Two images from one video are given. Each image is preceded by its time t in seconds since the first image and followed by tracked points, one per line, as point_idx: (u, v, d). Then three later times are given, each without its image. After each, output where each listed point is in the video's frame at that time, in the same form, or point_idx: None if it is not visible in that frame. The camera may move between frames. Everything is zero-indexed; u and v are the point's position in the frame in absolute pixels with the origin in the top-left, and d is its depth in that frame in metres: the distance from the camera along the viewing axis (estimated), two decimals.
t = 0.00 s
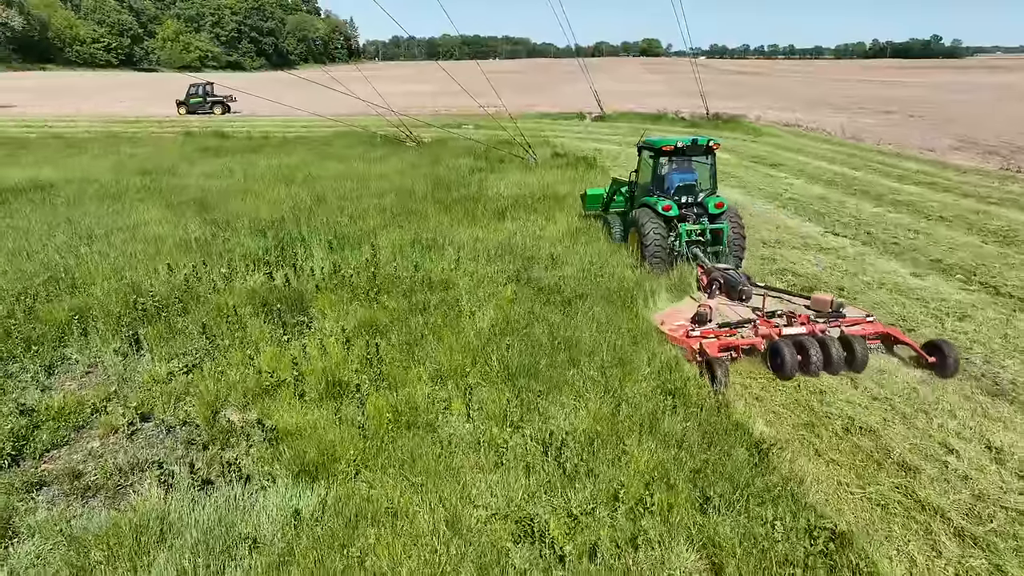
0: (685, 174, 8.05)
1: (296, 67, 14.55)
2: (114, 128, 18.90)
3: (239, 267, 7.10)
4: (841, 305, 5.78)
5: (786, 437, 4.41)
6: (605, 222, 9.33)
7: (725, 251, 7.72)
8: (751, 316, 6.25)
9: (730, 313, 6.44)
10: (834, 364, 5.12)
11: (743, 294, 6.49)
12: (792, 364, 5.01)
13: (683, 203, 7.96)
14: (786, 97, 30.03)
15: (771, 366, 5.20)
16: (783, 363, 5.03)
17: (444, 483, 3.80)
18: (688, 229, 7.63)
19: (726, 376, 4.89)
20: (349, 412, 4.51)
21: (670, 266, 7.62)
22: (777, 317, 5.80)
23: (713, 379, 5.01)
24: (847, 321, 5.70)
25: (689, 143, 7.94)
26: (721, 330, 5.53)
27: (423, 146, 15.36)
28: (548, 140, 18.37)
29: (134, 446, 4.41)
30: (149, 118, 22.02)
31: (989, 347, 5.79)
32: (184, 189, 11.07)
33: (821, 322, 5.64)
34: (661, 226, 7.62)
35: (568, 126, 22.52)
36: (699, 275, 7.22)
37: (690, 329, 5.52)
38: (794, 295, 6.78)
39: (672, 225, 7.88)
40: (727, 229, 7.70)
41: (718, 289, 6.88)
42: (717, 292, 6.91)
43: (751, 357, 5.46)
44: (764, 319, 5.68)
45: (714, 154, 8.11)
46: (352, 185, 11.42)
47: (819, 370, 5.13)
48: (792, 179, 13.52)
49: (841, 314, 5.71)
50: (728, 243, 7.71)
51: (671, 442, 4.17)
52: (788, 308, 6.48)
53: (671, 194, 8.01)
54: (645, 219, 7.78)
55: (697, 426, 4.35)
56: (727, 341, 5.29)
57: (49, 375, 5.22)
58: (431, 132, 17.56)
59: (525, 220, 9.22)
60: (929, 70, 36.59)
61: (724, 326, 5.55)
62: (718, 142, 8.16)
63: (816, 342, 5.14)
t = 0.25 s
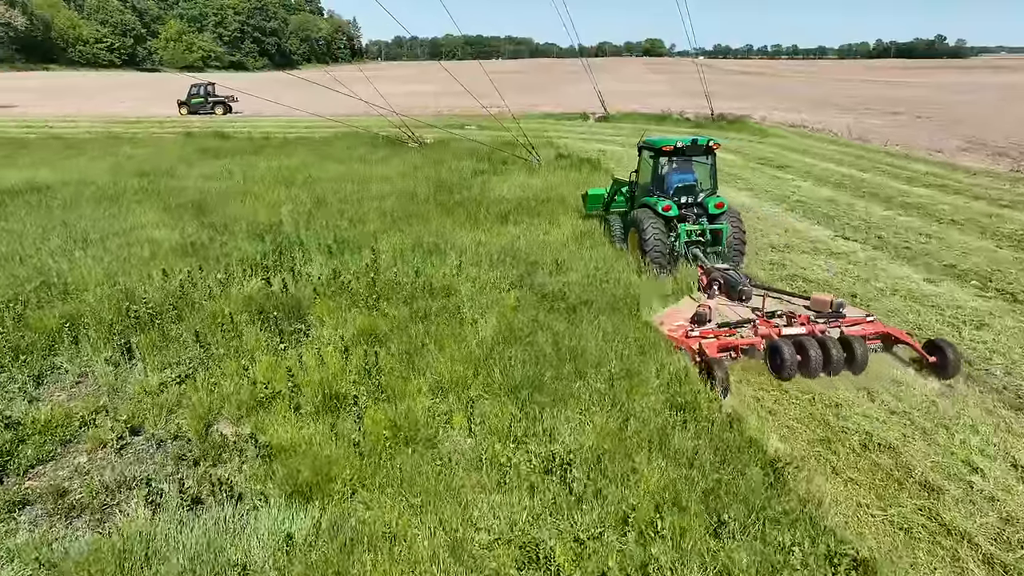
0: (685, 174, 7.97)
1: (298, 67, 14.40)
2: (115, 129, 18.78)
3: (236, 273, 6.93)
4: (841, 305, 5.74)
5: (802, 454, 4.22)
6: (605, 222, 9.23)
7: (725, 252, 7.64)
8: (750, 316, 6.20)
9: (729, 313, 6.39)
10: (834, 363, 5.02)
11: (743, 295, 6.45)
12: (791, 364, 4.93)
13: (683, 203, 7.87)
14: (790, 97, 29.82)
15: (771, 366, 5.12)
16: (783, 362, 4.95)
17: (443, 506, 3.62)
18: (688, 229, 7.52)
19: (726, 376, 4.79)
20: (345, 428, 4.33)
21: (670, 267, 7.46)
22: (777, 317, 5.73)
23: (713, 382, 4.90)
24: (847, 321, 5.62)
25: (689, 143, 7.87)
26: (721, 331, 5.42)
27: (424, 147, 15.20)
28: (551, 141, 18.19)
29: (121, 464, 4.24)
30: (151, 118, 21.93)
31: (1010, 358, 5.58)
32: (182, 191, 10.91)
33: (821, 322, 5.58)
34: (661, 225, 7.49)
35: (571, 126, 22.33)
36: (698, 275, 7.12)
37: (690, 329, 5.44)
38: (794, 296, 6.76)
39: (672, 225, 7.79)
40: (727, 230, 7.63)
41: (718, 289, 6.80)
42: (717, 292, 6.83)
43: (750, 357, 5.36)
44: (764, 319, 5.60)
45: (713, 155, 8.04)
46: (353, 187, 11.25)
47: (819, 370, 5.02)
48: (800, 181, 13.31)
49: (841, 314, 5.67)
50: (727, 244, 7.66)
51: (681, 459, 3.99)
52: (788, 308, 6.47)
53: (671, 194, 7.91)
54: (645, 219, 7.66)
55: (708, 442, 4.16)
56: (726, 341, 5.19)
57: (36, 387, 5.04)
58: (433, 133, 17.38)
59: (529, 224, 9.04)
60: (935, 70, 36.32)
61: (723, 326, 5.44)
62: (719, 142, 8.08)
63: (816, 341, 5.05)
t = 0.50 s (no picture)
0: (690, 174, 7.73)
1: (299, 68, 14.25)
2: (115, 129, 18.64)
3: (232, 278, 6.78)
4: (844, 306, 5.60)
5: (817, 472, 4.05)
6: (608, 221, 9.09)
7: (729, 254, 7.54)
8: (752, 316, 6.06)
9: (730, 313, 6.26)
10: (835, 366, 5.00)
11: (745, 295, 6.32)
12: (792, 365, 4.93)
13: (688, 205, 7.68)
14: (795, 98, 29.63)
15: (770, 366, 5.14)
16: (783, 363, 4.95)
17: (443, 529, 3.45)
18: (692, 230, 7.40)
19: (724, 378, 4.78)
20: (341, 444, 4.17)
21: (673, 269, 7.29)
22: (778, 317, 5.69)
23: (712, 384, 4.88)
24: (849, 322, 5.56)
25: (696, 143, 7.59)
26: (722, 331, 5.40)
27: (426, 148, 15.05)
28: (554, 142, 18.03)
29: (107, 480, 4.07)
30: (152, 119, 21.81)
31: None
32: (180, 193, 10.79)
33: (823, 323, 5.53)
34: (665, 226, 7.36)
35: (574, 127, 22.16)
36: (702, 276, 7.02)
37: (690, 331, 5.42)
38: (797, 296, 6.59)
39: (675, 226, 7.63)
40: (731, 232, 7.54)
41: (721, 290, 6.66)
42: (720, 293, 6.69)
43: (750, 357, 5.37)
44: (765, 320, 5.58)
45: (720, 155, 7.75)
46: (353, 189, 11.09)
47: (818, 371, 5.03)
48: (806, 183, 13.14)
49: (843, 315, 5.57)
50: (731, 246, 7.58)
51: (691, 478, 3.82)
52: (790, 309, 6.33)
53: (676, 195, 7.72)
54: (649, 220, 7.50)
55: (719, 459, 4.00)
56: (726, 341, 5.19)
57: (24, 398, 4.89)
58: (435, 134, 17.23)
59: (531, 227, 8.89)
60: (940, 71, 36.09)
61: (724, 326, 5.43)
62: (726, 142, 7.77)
63: (816, 342, 5.03)
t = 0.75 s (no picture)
0: (684, 175, 7.87)
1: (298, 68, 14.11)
2: (113, 130, 18.47)
3: (227, 284, 6.63)
4: (842, 306, 5.50)
5: (831, 490, 3.89)
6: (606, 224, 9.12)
7: (725, 254, 7.53)
8: (750, 317, 5.90)
9: (726, 313, 6.11)
10: (831, 367, 5.01)
11: (742, 296, 6.20)
12: (789, 366, 4.92)
13: (682, 206, 7.78)
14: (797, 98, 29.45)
15: (767, 366, 5.15)
16: (780, 364, 4.94)
17: (441, 554, 3.29)
18: (687, 231, 7.44)
19: (721, 380, 4.77)
20: (336, 459, 4.02)
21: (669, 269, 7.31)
22: (775, 318, 5.59)
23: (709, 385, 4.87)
24: (846, 323, 5.46)
25: (689, 145, 7.75)
26: (719, 333, 5.33)
27: (426, 149, 14.89)
28: (555, 142, 17.87)
29: (93, 498, 3.92)
30: (151, 120, 21.64)
31: None
32: (177, 195, 10.64)
33: (820, 323, 5.46)
34: (660, 226, 7.41)
35: (575, 128, 21.99)
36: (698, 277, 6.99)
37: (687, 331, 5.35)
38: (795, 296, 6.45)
39: (671, 227, 7.70)
40: (727, 232, 7.55)
41: (717, 291, 6.62)
42: (716, 294, 6.65)
43: (747, 358, 5.34)
44: (762, 320, 5.51)
45: (713, 156, 7.92)
46: (353, 191, 10.93)
47: (815, 373, 4.99)
48: (811, 185, 12.97)
49: (840, 316, 5.46)
50: (727, 246, 7.55)
51: (700, 496, 3.66)
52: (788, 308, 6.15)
53: (671, 196, 7.82)
54: (644, 221, 7.55)
55: (729, 476, 3.84)
56: (723, 342, 5.13)
57: (9, 411, 4.73)
58: (435, 135, 17.07)
59: (532, 230, 8.73)
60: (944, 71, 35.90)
61: (720, 327, 5.36)
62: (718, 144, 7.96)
63: (814, 344, 5.00)
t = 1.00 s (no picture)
0: (682, 175, 7.99)
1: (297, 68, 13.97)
2: (111, 131, 18.29)
3: (221, 289, 6.47)
4: (838, 307, 5.67)
5: (845, 509, 3.73)
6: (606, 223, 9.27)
7: (723, 253, 7.65)
8: (747, 315, 5.94)
9: (724, 312, 6.16)
10: (828, 367, 5.00)
11: (740, 295, 6.33)
12: (784, 363, 4.98)
13: (680, 205, 7.89)
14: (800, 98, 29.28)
15: (764, 364, 5.15)
16: (776, 361, 5.00)
17: None
18: (684, 230, 7.57)
19: (717, 376, 4.85)
20: (329, 477, 3.86)
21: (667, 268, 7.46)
22: (772, 317, 5.74)
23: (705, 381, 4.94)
24: (842, 324, 5.62)
25: (687, 144, 7.84)
26: (716, 331, 5.47)
27: (427, 150, 14.75)
28: (557, 143, 17.71)
29: (76, 517, 3.77)
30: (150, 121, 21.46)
31: None
32: (173, 197, 10.49)
33: (816, 323, 5.62)
34: (658, 226, 7.53)
35: (577, 128, 21.81)
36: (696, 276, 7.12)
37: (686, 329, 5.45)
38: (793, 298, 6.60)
39: (669, 226, 7.81)
40: (725, 231, 7.65)
41: (715, 289, 6.71)
42: (714, 292, 6.73)
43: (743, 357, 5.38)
44: (760, 319, 5.64)
45: (712, 155, 7.99)
46: (352, 194, 10.76)
47: (811, 371, 5.05)
48: (816, 186, 12.80)
49: (836, 317, 5.64)
50: (725, 245, 7.67)
51: (708, 517, 3.51)
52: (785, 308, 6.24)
53: (669, 195, 7.94)
54: (642, 220, 7.67)
55: (738, 495, 3.68)
56: (721, 340, 5.24)
57: None
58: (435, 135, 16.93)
59: (533, 234, 8.56)
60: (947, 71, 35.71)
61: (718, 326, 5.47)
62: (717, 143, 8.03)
63: (810, 342, 5.08)
